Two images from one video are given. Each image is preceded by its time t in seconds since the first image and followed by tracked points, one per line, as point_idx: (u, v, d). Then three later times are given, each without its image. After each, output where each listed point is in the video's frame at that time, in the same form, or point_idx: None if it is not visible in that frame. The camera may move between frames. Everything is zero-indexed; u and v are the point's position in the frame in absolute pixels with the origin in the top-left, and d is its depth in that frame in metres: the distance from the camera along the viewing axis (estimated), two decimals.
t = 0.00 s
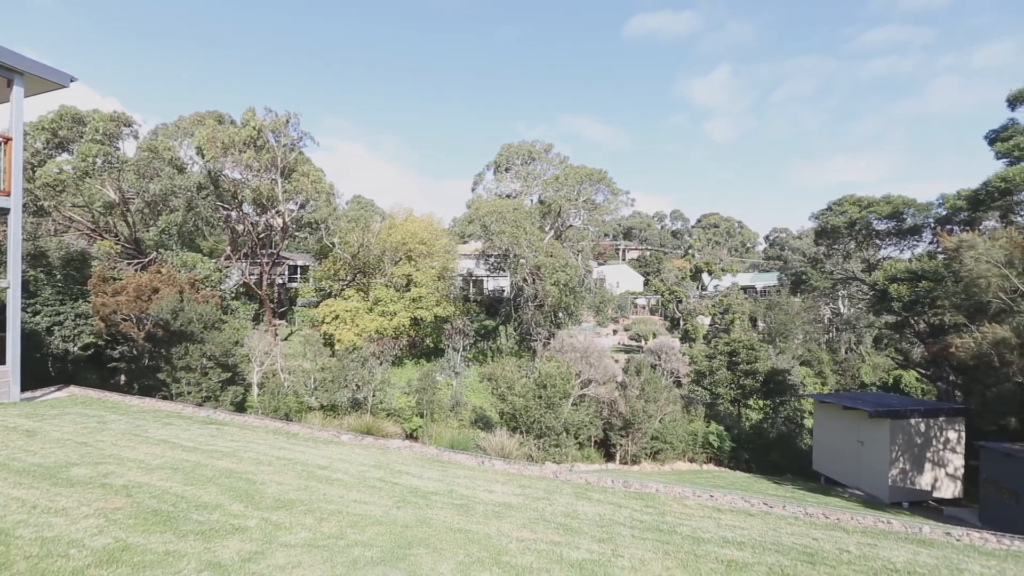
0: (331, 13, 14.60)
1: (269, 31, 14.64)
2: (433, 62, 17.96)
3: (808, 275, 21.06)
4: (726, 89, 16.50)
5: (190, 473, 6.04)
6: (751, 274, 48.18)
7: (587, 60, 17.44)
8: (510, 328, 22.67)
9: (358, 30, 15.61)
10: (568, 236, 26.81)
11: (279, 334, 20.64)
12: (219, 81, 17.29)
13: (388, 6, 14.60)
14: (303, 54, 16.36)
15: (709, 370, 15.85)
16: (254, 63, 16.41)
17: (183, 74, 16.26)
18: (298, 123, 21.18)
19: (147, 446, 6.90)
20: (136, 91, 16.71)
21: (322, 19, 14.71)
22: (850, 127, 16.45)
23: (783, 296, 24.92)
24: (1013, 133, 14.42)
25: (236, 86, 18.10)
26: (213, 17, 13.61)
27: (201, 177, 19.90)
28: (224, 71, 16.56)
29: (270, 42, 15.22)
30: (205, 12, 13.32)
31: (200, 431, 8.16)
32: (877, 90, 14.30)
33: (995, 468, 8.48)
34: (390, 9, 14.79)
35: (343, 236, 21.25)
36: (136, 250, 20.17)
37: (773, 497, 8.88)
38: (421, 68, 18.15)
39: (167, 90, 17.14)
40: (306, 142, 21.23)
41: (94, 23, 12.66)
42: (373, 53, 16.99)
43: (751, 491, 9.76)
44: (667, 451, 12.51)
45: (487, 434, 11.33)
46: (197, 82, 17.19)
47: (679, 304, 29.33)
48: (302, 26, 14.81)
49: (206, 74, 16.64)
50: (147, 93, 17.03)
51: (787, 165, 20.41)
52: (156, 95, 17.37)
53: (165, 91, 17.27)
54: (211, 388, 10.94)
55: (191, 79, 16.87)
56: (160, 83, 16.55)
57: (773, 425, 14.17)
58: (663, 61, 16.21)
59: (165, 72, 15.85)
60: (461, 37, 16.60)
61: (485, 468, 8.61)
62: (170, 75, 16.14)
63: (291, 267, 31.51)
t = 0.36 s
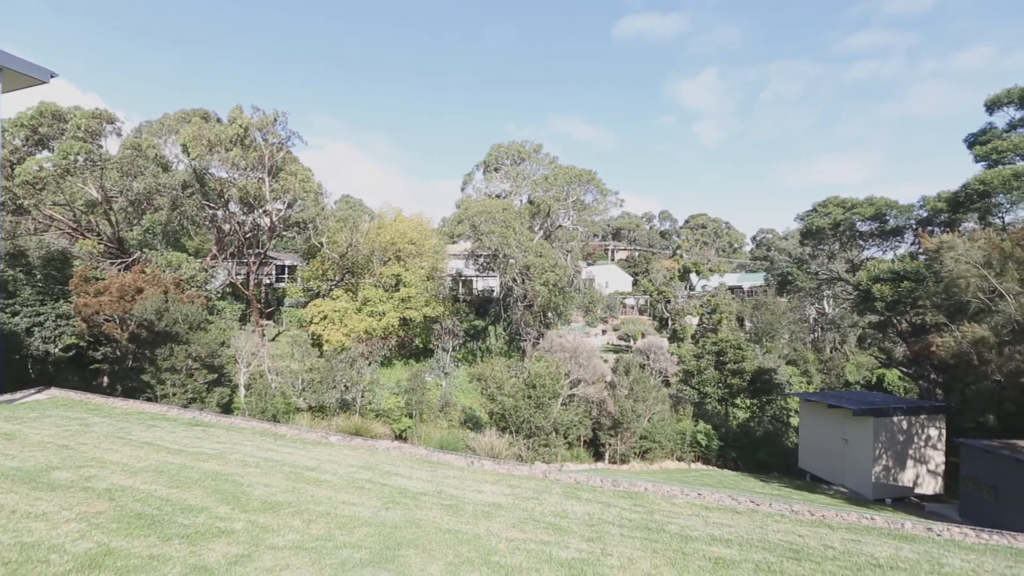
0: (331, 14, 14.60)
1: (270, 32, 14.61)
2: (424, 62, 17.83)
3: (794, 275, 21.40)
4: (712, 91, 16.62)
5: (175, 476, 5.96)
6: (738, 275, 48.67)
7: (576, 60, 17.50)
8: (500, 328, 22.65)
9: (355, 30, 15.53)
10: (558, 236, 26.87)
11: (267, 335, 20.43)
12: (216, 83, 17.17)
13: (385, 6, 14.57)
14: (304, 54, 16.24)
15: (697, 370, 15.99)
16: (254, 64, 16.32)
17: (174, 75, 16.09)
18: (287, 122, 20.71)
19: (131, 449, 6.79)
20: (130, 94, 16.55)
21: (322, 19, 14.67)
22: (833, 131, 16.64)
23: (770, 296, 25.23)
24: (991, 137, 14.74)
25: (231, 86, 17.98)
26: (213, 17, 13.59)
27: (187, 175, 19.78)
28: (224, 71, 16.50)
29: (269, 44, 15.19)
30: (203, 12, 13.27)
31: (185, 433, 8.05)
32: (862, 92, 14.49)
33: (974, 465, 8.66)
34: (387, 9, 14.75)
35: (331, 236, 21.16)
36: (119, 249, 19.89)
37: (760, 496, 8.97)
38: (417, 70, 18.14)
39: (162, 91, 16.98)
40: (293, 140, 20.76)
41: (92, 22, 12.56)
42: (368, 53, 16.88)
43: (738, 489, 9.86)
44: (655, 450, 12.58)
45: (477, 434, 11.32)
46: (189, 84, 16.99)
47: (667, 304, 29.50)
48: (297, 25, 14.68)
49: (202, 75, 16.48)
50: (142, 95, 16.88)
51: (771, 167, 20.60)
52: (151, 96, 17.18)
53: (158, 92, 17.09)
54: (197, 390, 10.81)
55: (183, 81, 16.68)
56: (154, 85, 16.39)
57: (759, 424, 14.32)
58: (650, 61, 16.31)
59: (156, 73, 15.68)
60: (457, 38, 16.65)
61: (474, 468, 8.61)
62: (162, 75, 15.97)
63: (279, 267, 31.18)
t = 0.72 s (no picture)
0: (331, 13, 14.57)
1: (270, 33, 14.58)
2: (419, 62, 17.80)
3: (785, 275, 21.44)
4: (704, 93, 16.69)
5: (165, 478, 5.91)
6: (730, 275, 48.93)
7: (569, 59, 17.54)
8: (492, 329, 22.63)
9: (353, 30, 15.50)
10: (551, 236, 26.92)
11: (258, 335, 20.30)
12: (215, 82, 17.22)
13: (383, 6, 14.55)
14: (303, 54, 16.24)
15: (690, 369, 16.06)
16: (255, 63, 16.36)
17: (169, 74, 15.98)
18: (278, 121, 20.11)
19: (120, 451, 6.72)
20: (125, 93, 16.47)
21: (322, 20, 14.65)
22: (823, 133, 16.74)
23: (761, 296, 25.45)
24: (977, 140, 14.94)
25: (227, 85, 18.03)
26: (212, 17, 13.54)
27: (177, 174, 19.74)
28: (220, 70, 16.46)
29: (269, 44, 15.18)
30: (203, 12, 13.22)
31: (175, 434, 7.97)
32: (851, 95, 14.65)
33: (962, 463, 8.77)
34: (386, 9, 14.74)
35: (324, 236, 21.14)
36: (108, 249, 19.64)
37: (751, 494, 9.04)
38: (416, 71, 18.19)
39: (157, 90, 16.95)
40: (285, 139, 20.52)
41: (91, 22, 12.51)
42: (363, 53, 16.85)
43: (731, 488, 9.93)
44: (648, 450, 12.62)
45: (470, 434, 11.30)
46: (186, 83, 17.00)
47: (660, 304, 29.57)
48: (295, 26, 14.64)
49: (197, 74, 16.45)
50: (138, 95, 16.83)
51: (763, 167, 20.73)
52: (147, 96, 17.14)
53: (154, 92, 17.07)
54: (187, 391, 10.73)
55: (179, 80, 16.66)
56: (150, 84, 16.39)
57: (751, 423, 14.43)
58: (644, 61, 16.37)
59: (149, 72, 15.56)
60: (455, 38, 16.64)
61: (467, 468, 8.61)
62: (154, 75, 15.83)
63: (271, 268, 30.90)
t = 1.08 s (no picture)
0: (331, 14, 14.57)
1: (271, 32, 14.60)
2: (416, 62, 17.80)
3: (776, 275, 21.47)
4: (696, 93, 16.75)
5: (156, 479, 5.86)
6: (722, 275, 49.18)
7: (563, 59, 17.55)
8: (486, 328, 22.60)
9: (353, 30, 15.52)
10: (545, 236, 26.94)
11: (250, 335, 20.16)
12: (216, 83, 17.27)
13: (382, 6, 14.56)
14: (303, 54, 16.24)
15: (682, 369, 16.13)
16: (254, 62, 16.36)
17: (160, 72, 15.83)
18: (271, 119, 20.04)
19: (110, 452, 6.66)
20: (116, 91, 16.30)
21: (322, 20, 14.64)
22: (813, 134, 16.84)
23: (753, 296, 25.64)
24: (965, 141, 15.12)
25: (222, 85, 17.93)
26: (212, 16, 13.59)
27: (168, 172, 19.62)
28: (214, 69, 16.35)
29: (269, 43, 15.22)
30: (202, 11, 13.18)
31: (166, 435, 7.90)
32: (838, 96, 14.79)
33: (950, 460, 8.87)
34: (386, 9, 14.78)
35: (317, 235, 21.11)
36: (97, 248, 19.39)
37: (744, 492, 9.10)
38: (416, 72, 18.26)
39: (149, 88, 16.78)
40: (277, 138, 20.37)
41: (85, 20, 12.50)
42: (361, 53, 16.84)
43: (723, 487, 9.98)
44: (641, 448, 12.67)
45: (463, 434, 11.30)
46: (181, 82, 16.90)
47: (653, 303, 29.68)
48: (294, 25, 14.62)
49: (192, 73, 16.35)
50: (130, 93, 16.66)
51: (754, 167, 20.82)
52: (139, 94, 16.97)
53: (146, 91, 16.91)
54: (178, 392, 10.65)
55: (174, 79, 16.56)
56: (152, 84, 16.69)
57: (743, 421, 14.53)
58: (636, 61, 16.40)
59: (140, 70, 15.41)
60: (453, 39, 16.66)
61: (461, 468, 8.60)
62: (145, 73, 15.69)
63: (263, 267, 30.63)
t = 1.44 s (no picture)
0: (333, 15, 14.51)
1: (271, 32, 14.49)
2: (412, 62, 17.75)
3: (765, 275, 21.65)
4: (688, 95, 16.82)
5: (142, 481, 5.79)
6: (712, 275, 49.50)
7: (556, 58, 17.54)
8: (477, 328, 22.56)
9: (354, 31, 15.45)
10: (535, 236, 26.96)
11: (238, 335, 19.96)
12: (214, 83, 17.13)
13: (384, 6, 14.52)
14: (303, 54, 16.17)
15: (672, 368, 16.25)
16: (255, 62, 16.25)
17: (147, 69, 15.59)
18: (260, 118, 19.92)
19: (94, 455, 6.56)
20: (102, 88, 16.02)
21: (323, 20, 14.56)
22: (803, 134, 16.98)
23: (742, 296, 25.87)
24: (948, 144, 15.38)
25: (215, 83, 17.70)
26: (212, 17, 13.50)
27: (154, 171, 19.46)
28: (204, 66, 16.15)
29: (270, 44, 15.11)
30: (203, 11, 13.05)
31: (151, 437, 7.80)
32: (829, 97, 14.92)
33: (933, 456, 9.02)
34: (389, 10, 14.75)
35: (306, 234, 20.94)
36: (81, 248, 19.02)
37: (733, 490, 9.17)
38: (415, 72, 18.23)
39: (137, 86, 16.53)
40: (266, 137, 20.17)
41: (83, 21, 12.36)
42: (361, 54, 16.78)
43: (712, 485, 10.06)
44: (631, 448, 12.72)
45: (454, 434, 11.28)
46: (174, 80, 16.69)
47: (643, 303, 29.83)
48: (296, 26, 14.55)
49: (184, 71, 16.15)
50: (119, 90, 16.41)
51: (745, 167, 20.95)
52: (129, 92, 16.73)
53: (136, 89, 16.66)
54: (164, 393, 10.51)
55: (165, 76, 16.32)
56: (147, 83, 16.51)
57: (731, 420, 14.65)
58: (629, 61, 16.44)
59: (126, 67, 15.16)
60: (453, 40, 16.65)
61: (451, 468, 8.59)
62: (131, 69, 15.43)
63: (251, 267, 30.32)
